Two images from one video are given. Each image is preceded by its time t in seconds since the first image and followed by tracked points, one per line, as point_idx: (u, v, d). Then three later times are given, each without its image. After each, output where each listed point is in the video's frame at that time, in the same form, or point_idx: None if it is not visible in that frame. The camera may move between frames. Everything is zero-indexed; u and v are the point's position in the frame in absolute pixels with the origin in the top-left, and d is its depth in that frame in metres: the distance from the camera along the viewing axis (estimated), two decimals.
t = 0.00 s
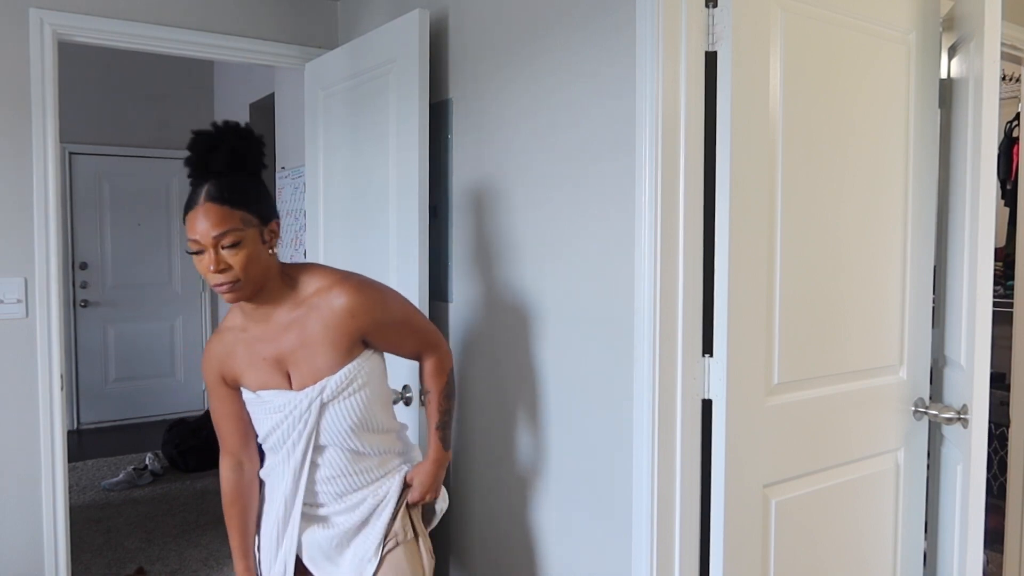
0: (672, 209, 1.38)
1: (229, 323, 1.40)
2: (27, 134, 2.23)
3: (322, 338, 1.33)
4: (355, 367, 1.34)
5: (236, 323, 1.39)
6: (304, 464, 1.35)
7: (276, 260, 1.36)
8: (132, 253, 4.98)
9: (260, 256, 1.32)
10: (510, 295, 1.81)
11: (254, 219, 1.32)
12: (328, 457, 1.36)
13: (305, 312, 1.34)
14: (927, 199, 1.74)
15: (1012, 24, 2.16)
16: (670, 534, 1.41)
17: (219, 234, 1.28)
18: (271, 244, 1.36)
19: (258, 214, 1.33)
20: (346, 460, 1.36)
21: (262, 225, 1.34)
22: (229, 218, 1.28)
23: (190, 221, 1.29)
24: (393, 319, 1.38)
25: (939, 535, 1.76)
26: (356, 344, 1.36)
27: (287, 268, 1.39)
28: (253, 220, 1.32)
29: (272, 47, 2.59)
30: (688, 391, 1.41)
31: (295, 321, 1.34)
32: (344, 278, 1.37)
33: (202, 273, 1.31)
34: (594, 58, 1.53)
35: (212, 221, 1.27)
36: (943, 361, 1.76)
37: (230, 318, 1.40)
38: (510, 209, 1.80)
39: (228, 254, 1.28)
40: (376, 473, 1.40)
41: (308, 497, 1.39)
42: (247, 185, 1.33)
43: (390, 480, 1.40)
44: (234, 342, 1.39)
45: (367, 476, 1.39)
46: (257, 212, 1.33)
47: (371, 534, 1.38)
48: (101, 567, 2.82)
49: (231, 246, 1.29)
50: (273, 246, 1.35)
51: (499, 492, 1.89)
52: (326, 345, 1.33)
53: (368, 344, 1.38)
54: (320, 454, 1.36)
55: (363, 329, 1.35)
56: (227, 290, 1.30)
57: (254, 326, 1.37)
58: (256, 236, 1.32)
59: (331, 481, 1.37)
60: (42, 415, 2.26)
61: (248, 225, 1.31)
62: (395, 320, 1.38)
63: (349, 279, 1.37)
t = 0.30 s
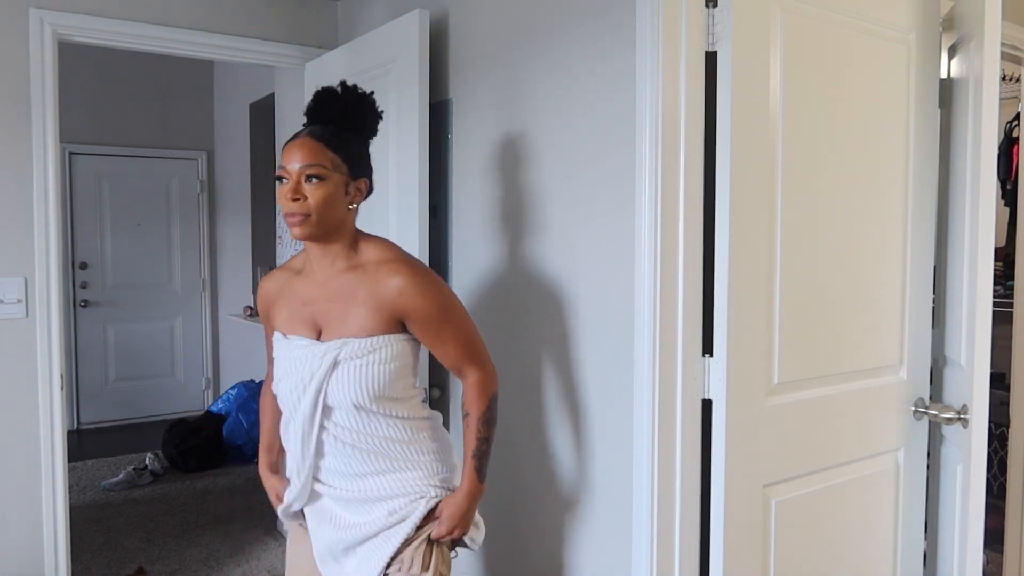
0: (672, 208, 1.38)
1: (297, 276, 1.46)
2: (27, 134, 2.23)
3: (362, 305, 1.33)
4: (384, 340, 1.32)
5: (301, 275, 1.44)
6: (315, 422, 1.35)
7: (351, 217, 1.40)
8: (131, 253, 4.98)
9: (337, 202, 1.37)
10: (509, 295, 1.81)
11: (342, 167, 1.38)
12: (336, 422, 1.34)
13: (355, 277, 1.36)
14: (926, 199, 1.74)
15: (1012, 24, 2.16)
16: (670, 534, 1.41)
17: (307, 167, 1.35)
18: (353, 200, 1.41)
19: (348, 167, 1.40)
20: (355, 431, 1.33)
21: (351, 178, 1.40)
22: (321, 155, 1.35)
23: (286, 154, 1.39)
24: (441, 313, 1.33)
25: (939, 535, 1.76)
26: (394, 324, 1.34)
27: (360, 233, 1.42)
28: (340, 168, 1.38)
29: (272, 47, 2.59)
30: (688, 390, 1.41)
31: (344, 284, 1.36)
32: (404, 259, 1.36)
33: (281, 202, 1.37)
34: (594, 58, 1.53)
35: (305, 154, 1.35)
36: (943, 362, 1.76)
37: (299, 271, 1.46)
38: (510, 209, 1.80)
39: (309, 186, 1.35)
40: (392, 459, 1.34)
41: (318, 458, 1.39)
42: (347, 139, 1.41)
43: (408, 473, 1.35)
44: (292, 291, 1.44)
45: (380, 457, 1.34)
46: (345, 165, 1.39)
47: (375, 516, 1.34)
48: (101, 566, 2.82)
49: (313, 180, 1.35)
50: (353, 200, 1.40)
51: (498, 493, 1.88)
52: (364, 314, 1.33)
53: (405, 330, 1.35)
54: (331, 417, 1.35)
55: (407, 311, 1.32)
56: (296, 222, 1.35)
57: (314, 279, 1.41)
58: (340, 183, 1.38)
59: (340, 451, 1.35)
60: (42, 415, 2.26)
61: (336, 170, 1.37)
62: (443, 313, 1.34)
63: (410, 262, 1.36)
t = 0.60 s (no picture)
0: (672, 208, 1.38)
1: (298, 292, 1.48)
2: (27, 134, 2.23)
3: (373, 303, 1.38)
4: (396, 335, 1.36)
5: (306, 290, 1.47)
6: (324, 418, 1.36)
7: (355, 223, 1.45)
8: (131, 253, 4.98)
9: (345, 210, 1.42)
10: (509, 295, 1.81)
11: (344, 177, 1.43)
12: (347, 420, 1.35)
13: (364, 279, 1.40)
14: (926, 199, 1.73)
15: (1012, 24, 2.16)
16: (670, 533, 1.41)
17: (312, 181, 1.39)
18: (355, 206, 1.46)
19: (349, 175, 1.45)
20: (364, 427, 1.35)
21: (351, 186, 1.45)
22: (325, 169, 1.40)
23: (285, 174, 1.41)
24: (452, 293, 1.42)
25: (939, 535, 1.76)
26: (407, 316, 1.39)
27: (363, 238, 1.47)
28: (342, 178, 1.43)
29: (272, 47, 2.59)
30: (688, 390, 1.41)
31: (352, 287, 1.40)
32: (406, 255, 1.43)
33: (291, 219, 1.40)
34: (594, 58, 1.53)
35: (308, 169, 1.39)
36: (943, 362, 1.76)
37: (300, 288, 1.48)
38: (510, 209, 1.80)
39: (319, 201, 1.39)
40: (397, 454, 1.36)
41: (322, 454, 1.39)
42: (343, 150, 1.45)
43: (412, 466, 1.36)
44: (297, 306, 1.46)
45: (385, 454, 1.35)
46: (347, 174, 1.44)
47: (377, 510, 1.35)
48: (101, 566, 2.82)
49: (322, 193, 1.39)
50: (355, 206, 1.45)
51: (497, 492, 1.88)
52: (375, 310, 1.37)
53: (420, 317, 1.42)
54: (341, 412, 1.36)
55: (419, 301, 1.39)
56: (311, 236, 1.38)
57: (320, 289, 1.43)
58: (344, 193, 1.43)
59: (346, 447, 1.36)
60: (42, 415, 2.26)
61: (339, 181, 1.42)
62: (452, 295, 1.42)
63: (411, 257, 1.43)
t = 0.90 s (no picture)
0: (672, 208, 1.38)
1: (311, 271, 1.49)
2: (27, 134, 2.23)
3: (354, 290, 1.33)
4: (363, 329, 1.30)
5: (314, 271, 1.48)
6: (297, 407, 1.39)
7: (365, 205, 1.42)
8: (131, 253, 4.98)
9: (355, 189, 1.39)
10: (509, 295, 1.81)
11: (359, 156, 1.41)
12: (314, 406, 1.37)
13: (353, 265, 1.37)
14: (926, 199, 1.73)
15: (1012, 24, 2.16)
16: (669, 533, 1.41)
17: (324, 156, 1.38)
18: (369, 188, 1.43)
19: (365, 157, 1.42)
20: (329, 419, 1.34)
21: (366, 167, 1.43)
22: (338, 145, 1.38)
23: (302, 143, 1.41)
24: (431, 294, 1.29)
25: (939, 535, 1.75)
26: (387, 310, 1.32)
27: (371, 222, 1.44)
28: (356, 157, 1.40)
29: (273, 47, 2.59)
30: (688, 391, 1.41)
31: (343, 269, 1.38)
32: (397, 245, 1.35)
33: (298, 191, 1.39)
34: (595, 58, 1.52)
35: (322, 142, 1.38)
36: (943, 362, 1.76)
37: (313, 268, 1.50)
38: (510, 208, 1.80)
39: (327, 175, 1.37)
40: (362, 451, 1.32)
41: (301, 445, 1.42)
42: (364, 130, 1.45)
43: (375, 467, 1.30)
44: (305, 285, 1.47)
45: (349, 449, 1.33)
46: (362, 153, 1.42)
47: (340, 508, 1.32)
48: (101, 567, 2.82)
49: (331, 169, 1.37)
50: (368, 187, 1.42)
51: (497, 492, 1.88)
52: (353, 298, 1.33)
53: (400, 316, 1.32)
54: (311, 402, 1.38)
55: (392, 296, 1.30)
56: (315, 210, 1.37)
57: (323, 270, 1.43)
58: (356, 172, 1.40)
59: (316, 438, 1.37)
60: (42, 415, 2.26)
61: (352, 159, 1.40)
62: (431, 294, 1.29)
63: (403, 249, 1.35)
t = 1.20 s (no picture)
0: (672, 208, 1.38)
1: (304, 271, 1.49)
2: (27, 134, 2.23)
3: (355, 287, 1.34)
4: (365, 324, 1.31)
5: (309, 270, 1.47)
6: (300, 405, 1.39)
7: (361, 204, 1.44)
8: (131, 253, 4.98)
9: (353, 189, 1.41)
10: (508, 296, 1.81)
11: (354, 155, 1.43)
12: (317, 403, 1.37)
13: (352, 262, 1.37)
14: (926, 198, 1.73)
15: (1012, 24, 2.16)
16: (669, 533, 1.41)
17: (322, 155, 1.38)
18: (362, 187, 1.45)
19: (360, 156, 1.45)
20: (334, 415, 1.34)
21: (360, 166, 1.45)
22: (336, 143, 1.40)
23: (296, 142, 1.41)
24: (434, 287, 1.30)
25: (939, 535, 1.76)
26: (388, 306, 1.33)
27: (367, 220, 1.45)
28: (352, 156, 1.42)
29: (273, 47, 2.59)
30: (688, 391, 1.41)
31: (340, 266, 1.38)
32: (396, 241, 1.36)
33: (297, 193, 1.39)
34: (595, 57, 1.52)
35: (318, 142, 1.39)
36: (943, 362, 1.76)
37: (307, 267, 1.50)
38: (510, 209, 1.80)
39: (326, 173, 1.38)
40: (369, 446, 1.32)
41: (305, 442, 1.41)
42: (356, 130, 1.46)
43: (384, 461, 1.30)
44: (300, 285, 1.47)
45: (355, 445, 1.32)
46: (356, 152, 1.44)
47: (351, 504, 1.31)
48: (101, 566, 2.82)
49: (331, 168, 1.38)
50: (363, 187, 1.45)
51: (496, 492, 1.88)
52: (354, 295, 1.34)
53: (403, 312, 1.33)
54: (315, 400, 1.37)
55: (394, 291, 1.31)
56: (315, 211, 1.37)
57: (319, 269, 1.43)
58: (353, 171, 1.42)
59: (320, 435, 1.36)
60: (42, 415, 2.26)
61: (349, 157, 1.41)
62: (435, 289, 1.31)
63: (403, 245, 1.36)
